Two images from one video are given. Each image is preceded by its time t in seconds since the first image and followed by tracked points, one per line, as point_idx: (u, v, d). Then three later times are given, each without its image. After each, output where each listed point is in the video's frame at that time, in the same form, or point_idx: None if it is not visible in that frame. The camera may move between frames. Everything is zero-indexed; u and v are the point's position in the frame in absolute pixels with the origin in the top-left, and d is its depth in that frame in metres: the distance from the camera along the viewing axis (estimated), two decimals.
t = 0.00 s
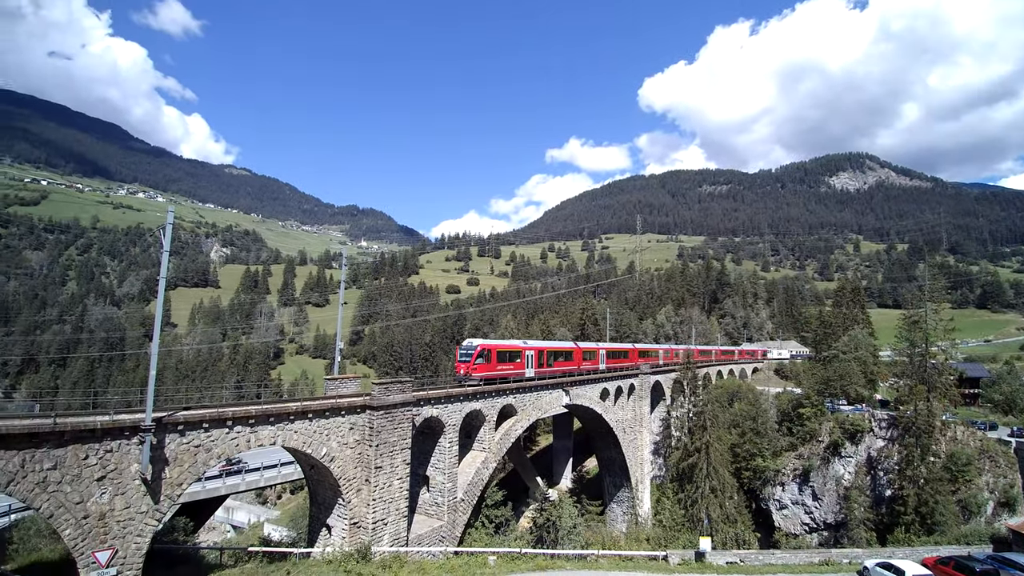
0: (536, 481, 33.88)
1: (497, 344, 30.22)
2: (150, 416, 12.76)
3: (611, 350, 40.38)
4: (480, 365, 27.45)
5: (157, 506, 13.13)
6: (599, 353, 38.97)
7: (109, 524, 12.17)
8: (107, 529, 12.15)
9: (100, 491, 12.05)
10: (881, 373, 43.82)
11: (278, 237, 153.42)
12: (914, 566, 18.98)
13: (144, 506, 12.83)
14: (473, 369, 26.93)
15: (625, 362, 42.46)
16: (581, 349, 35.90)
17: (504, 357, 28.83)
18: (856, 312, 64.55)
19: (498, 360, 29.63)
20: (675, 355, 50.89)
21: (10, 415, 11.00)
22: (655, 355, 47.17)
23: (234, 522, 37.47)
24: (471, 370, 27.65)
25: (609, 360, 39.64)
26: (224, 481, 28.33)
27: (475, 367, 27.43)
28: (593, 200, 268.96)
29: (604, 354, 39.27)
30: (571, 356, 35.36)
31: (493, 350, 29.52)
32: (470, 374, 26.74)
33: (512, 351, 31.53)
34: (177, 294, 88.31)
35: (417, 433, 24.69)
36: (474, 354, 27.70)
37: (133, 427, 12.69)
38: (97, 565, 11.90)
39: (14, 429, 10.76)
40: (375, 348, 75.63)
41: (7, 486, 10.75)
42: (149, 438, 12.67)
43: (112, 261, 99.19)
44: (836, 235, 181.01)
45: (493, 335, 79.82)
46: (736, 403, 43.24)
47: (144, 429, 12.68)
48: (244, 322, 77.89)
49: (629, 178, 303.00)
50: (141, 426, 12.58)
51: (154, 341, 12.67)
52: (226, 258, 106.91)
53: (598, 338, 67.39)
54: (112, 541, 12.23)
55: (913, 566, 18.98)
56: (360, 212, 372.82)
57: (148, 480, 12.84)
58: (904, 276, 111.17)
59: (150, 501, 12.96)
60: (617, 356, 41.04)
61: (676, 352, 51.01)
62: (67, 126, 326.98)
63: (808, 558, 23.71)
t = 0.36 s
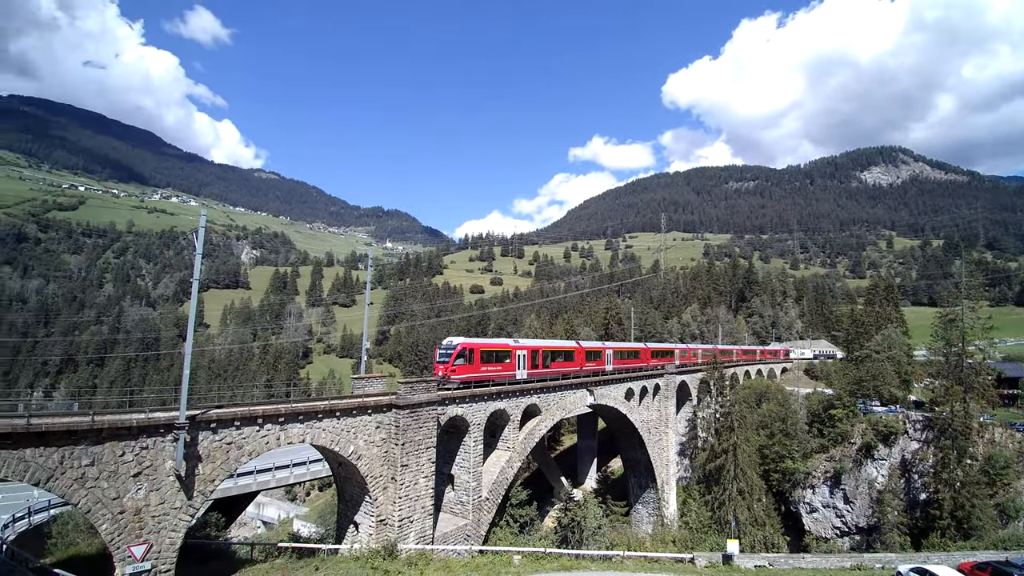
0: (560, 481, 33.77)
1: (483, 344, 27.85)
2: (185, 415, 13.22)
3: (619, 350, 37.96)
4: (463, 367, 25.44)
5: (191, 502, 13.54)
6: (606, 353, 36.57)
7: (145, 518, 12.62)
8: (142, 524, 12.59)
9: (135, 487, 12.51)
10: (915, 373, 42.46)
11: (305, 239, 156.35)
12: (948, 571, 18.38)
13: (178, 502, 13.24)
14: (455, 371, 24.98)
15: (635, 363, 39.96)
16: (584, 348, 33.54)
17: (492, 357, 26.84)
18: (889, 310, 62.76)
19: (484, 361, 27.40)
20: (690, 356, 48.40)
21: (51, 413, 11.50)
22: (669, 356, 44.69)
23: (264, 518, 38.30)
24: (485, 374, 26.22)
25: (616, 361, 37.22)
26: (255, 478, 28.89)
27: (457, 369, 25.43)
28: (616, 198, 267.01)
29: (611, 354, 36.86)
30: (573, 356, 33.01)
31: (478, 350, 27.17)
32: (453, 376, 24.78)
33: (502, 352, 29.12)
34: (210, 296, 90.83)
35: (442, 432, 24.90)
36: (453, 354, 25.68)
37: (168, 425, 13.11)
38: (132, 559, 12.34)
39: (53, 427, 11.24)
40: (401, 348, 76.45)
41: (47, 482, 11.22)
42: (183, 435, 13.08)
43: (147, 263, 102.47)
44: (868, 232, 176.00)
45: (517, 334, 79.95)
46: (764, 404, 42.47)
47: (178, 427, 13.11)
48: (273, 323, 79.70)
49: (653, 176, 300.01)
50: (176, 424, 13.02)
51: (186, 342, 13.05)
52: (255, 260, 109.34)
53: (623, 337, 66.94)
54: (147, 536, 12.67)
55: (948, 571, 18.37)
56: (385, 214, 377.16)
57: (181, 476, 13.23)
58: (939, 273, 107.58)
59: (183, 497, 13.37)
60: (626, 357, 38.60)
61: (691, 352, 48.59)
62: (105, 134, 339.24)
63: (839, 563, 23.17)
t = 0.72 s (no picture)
0: (589, 482, 33.59)
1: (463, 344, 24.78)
2: (223, 413, 13.67)
3: (628, 351, 35.40)
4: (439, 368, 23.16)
5: (229, 498, 13.98)
6: (613, 353, 34.06)
7: (185, 514, 13.09)
8: (183, 519, 13.07)
9: (176, 482, 12.99)
10: (959, 373, 40.78)
11: (336, 242, 159.60)
12: None
13: (217, 497, 13.70)
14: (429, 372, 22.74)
15: (646, 365, 37.35)
16: (586, 348, 31.04)
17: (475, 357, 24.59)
18: (932, 308, 60.49)
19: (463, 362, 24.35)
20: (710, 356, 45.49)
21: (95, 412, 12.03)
22: (686, 357, 41.91)
23: (298, 514, 39.28)
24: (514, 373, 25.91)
25: (624, 362, 34.69)
26: (290, 474, 29.63)
27: (431, 371, 23.11)
28: (644, 197, 264.03)
29: (619, 355, 34.40)
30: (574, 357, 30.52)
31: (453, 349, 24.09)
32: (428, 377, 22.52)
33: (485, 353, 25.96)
34: (246, 298, 93.65)
35: (471, 431, 25.14)
36: (427, 355, 23.44)
37: (207, 422, 13.59)
38: (172, 552, 12.82)
39: (98, 424, 11.76)
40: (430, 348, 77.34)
41: (93, 477, 11.73)
42: (221, 433, 13.55)
43: (187, 267, 106.48)
44: (908, 227, 169.57)
45: (545, 334, 79.99)
46: (799, 406, 41.41)
47: (216, 424, 13.57)
48: (307, 324, 81.76)
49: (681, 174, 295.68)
50: (214, 421, 13.49)
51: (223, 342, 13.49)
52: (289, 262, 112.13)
53: (652, 337, 66.30)
54: (187, 530, 13.15)
55: None
56: (413, 216, 381.49)
57: (220, 472, 13.70)
58: (987, 270, 102.94)
59: (222, 492, 13.82)
60: (636, 358, 36.02)
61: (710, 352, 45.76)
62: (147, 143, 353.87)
63: (878, 569, 22.38)
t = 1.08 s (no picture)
0: (619, 483, 33.26)
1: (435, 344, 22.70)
2: (260, 411, 14.09)
3: (635, 351, 33.03)
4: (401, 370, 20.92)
5: (266, 494, 14.44)
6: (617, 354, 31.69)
7: (224, 509, 13.54)
8: (222, 514, 13.53)
9: (215, 478, 13.43)
10: (1007, 374, 38.90)
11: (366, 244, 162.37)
12: None
13: (254, 493, 14.18)
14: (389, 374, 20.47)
15: (658, 367, 34.92)
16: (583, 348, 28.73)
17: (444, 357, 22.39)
18: (978, 306, 57.93)
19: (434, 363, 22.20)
20: (728, 357, 42.98)
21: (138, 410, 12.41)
22: (701, 358, 39.32)
23: (332, 511, 40.06)
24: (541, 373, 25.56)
25: (630, 364, 32.21)
26: (324, 472, 30.20)
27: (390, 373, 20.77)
28: (673, 195, 260.23)
29: (623, 356, 32.06)
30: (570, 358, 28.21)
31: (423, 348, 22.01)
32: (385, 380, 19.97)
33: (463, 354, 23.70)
34: (281, 299, 96.30)
35: (500, 431, 25.27)
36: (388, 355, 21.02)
37: (245, 420, 14.03)
38: (211, 546, 13.33)
39: (141, 422, 12.13)
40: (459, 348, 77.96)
41: (136, 473, 12.15)
42: (258, 430, 14.00)
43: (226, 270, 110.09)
44: (953, 222, 162.47)
45: (574, 334, 79.64)
46: (837, 408, 40.14)
47: (254, 422, 14.01)
48: (340, 324, 83.57)
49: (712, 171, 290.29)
50: (252, 419, 13.95)
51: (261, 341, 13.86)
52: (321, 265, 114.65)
53: (683, 338, 65.34)
54: (225, 525, 13.62)
55: None
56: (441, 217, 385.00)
57: (257, 469, 14.14)
58: None
59: (260, 489, 14.30)
60: (645, 359, 33.54)
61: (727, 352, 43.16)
62: (187, 151, 367.50)
63: None
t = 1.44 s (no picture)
0: (664, 485, 32.66)
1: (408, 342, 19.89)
2: (311, 408, 14.69)
3: (653, 351, 30.33)
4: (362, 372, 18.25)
5: (317, 488, 15.05)
6: (631, 354, 28.91)
7: (277, 502, 14.20)
8: (275, 507, 14.20)
9: (270, 472, 14.10)
10: None
11: (410, 246, 165.67)
12: None
13: (306, 487, 14.82)
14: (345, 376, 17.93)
15: (679, 368, 32.17)
16: (589, 347, 25.79)
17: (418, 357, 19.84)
18: None
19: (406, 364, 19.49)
20: (764, 359, 39.80)
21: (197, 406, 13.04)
22: (731, 359, 36.28)
23: (379, 506, 41.07)
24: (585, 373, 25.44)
25: (644, 365, 29.42)
26: (371, 468, 30.98)
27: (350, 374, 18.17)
28: (719, 190, 252.99)
29: (637, 357, 29.23)
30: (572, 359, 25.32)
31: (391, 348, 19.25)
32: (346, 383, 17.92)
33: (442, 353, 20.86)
34: (329, 300, 99.61)
35: (543, 430, 25.38)
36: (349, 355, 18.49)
37: (298, 417, 14.66)
38: (266, 538, 14.02)
39: (200, 418, 12.78)
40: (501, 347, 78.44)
41: (196, 467, 12.82)
42: (309, 426, 14.60)
43: (278, 272, 114.54)
44: None
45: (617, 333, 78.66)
46: (895, 411, 38.12)
47: (305, 419, 14.62)
48: (385, 324, 85.76)
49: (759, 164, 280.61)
50: (304, 416, 14.57)
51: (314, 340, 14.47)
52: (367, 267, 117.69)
53: (730, 337, 63.50)
54: (279, 517, 14.30)
55: None
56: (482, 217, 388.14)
57: (309, 464, 14.77)
58: None
59: (311, 483, 14.92)
60: (664, 359, 30.74)
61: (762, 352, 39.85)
62: (240, 159, 384.92)
63: None
